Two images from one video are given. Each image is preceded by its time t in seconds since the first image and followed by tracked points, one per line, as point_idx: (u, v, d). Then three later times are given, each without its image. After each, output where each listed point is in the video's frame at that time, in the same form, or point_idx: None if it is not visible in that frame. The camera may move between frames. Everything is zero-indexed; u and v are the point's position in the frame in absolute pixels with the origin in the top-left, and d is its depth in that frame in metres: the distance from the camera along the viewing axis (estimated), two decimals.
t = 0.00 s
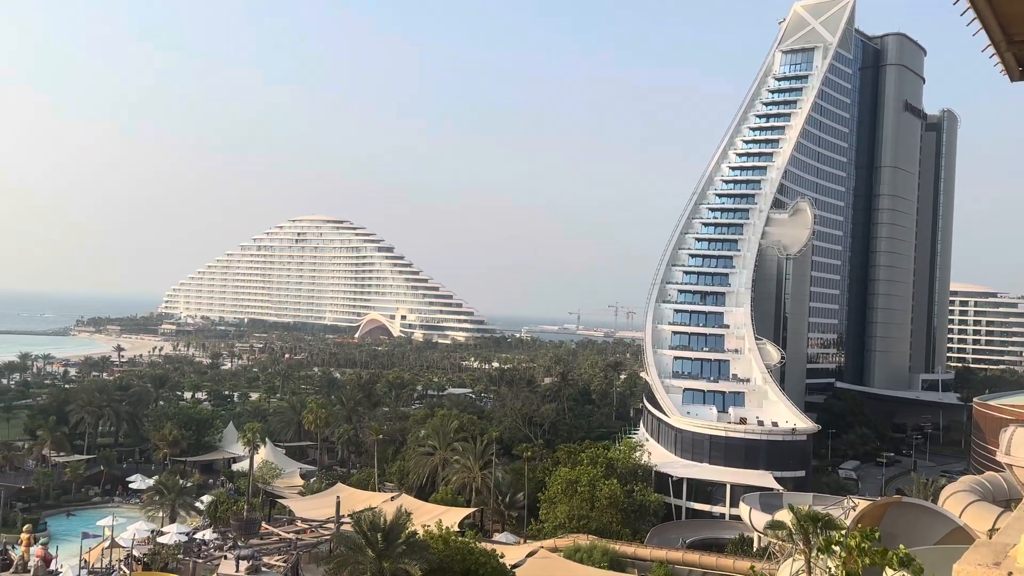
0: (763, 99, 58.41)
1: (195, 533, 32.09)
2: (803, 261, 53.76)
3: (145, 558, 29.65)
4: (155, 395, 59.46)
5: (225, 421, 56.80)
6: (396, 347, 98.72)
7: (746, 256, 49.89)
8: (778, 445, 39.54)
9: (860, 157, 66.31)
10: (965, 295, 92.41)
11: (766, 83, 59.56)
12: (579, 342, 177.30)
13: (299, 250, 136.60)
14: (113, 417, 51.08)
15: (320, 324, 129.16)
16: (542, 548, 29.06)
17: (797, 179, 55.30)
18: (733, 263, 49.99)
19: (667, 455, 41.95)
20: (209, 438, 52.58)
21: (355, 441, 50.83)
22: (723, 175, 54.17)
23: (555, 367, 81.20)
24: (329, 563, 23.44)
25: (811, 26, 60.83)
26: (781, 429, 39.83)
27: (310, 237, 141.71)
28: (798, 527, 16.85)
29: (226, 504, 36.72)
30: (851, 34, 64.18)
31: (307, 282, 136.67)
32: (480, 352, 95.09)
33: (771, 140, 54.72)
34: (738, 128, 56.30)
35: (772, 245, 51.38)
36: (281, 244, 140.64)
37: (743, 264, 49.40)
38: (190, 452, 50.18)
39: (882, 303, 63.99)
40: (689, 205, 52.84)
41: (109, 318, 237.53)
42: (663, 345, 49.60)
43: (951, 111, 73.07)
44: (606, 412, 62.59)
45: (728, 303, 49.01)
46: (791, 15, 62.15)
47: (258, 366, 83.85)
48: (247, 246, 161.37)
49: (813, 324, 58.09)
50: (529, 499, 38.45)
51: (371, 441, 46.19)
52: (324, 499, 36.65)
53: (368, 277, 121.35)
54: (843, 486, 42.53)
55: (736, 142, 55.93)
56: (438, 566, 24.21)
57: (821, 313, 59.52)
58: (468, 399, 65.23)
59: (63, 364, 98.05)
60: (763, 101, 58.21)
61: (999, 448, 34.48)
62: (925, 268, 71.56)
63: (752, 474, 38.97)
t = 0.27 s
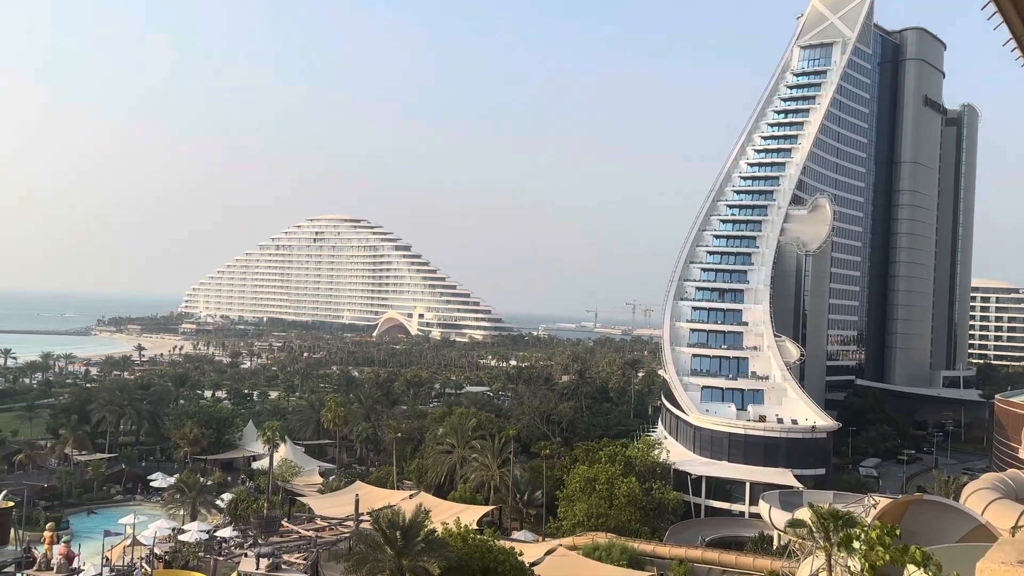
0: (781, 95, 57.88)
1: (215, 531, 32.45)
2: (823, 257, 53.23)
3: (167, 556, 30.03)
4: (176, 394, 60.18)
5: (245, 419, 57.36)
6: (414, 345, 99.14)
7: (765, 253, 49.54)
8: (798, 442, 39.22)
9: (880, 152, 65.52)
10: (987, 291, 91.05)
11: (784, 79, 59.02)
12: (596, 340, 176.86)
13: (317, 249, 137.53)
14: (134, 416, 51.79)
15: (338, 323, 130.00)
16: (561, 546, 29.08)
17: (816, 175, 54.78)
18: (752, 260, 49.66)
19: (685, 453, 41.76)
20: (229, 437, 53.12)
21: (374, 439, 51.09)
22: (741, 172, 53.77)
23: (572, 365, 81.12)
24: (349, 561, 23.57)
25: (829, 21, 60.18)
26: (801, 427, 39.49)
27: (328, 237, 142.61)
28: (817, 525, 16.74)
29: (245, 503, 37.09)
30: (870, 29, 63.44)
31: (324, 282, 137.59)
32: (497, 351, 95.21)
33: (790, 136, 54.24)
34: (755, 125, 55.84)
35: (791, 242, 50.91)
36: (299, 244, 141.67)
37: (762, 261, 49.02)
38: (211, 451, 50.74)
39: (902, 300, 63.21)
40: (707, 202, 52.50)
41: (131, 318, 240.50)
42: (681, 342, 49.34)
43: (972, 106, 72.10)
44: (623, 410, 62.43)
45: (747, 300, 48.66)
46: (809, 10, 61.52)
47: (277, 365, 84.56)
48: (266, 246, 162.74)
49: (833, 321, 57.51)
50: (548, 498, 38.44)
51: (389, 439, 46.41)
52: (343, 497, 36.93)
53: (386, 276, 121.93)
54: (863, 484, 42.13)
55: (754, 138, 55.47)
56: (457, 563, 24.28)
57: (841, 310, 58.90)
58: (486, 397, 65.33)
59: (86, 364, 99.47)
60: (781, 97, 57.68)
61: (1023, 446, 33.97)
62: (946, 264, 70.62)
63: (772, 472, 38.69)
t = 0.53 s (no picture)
0: (802, 90, 57.26)
1: (237, 530, 32.91)
2: (846, 253, 52.58)
3: (191, 555, 30.55)
4: (199, 393, 61.05)
5: (269, 417, 58.02)
6: (434, 343, 99.49)
7: (787, 249, 49.04)
8: (821, 440, 38.80)
9: (902, 147, 64.58)
10: (1013, 288, 89.51)
11: (806, 74, 58.36)
12: (616, 338, 176.52)
13: (338, 248, 138.51)
14: (158, 415, 52.66)
15: (359, 321, 130.87)
16: (582, 544, 29.05)
17: (838, 171, 54.09)
18: (773, 256, 49.21)
19: (709, 453, 41.45)
20: (252, 434, 53.79)
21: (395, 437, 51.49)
22: (762, 168, 53.27)
23: (593, 362, 80.95)
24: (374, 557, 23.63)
25: (852, 15, 59.40)
26: (825, 425, 39.08)
27: (348, 236, 143.53)
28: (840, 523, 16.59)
29: (266, 500, 37.64)
30: (892, 23, 62.57)
31: (345, 280, 138.64)
32: (518, 348, 95.37)
33: (812, 131, 53.63)
34: (777, 121, 55.26)
35: (814, 238, 50.33)
36: (320, 244, 143.02)
37: (784, 257, 48.54)
38: (234, 448, 51.42)
39: (927, 297, 62.25)
40: (728, 198, 52.10)
41: (156, 317, 244.12)
42: (703, 340, 49.03)
43: (996, 100, 71.05)
44: (644, 409, 62.23)
45: (768, 298, 48.25)
46: (831, 4, 60.77)
47: (299, 363, 85.35)
48: (287, 245, 164.23)
49: (856, 317, 56.78)
50: (569, 495, 38.48)
51: (410, 437, 46.73)
52: (365, 494, 37.28)
53: (406, 275, 122.60)
54: (887, 481, 41.59)
55: (775, 134, 54.90)
56: (479, 561, 24.39)
57: (864, 307, 58.15)
58: (506, 395, 65.56)
59: (110, 363, 101.25)
60: (802, 93, 57.05)
61: None
62: (971, 260, 69.45)
63: (795, 470, 38.38)
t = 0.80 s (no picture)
0: (825, 86, 56.54)
1: (260, 528, 33.33)
2: (871, 249, 51.81)
3: (217, 552, 31.03)
4: (224, 391, 61.91)
5: (292, 415, 58.68)
6: (456, 341, 99.78)
7: (811, 246, 48.48)
8: (846, 438, 38.37)
9: (927, 142, 63.51)
10: None
11: (829, 69, 57.63)
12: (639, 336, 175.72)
13: (360, 247, 139.46)
14: (183, 413, 53.51)
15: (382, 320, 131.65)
16: (605, 543, 29.02)
17: (862, 166, 53.35)
18: (797, 253, 48.71)
19: (732, 451, 41.16)
20: (276, 431, 54.44)
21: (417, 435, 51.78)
22: (785, 164, 52.71)
23: (615, 360, 80.67)
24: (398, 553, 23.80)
25: (876, 9, 58.51)
26: (850, 423, 38.60)
27: (371, 235, 144.49)
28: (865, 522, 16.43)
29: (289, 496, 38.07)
30: (918, 16, 61.60)
31: (367, 279, 139.57)
32: (540, 346, 95.37)
33: (836, 127, 52.91)
34: (800, 116, 54.62)
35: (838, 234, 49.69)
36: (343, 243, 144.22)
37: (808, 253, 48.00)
38: (258, 446, 52.08)
39: (953, 294, 61.16)
40: (751, 195, 51.63)
41: (182, 316, 247.82)
42: (726, 337, 48.63)
43: None
44: (666, 408, 62.00)
45: (792, 294, 47.74)
46: None
47: (322, 361, 86.12)
48: (310, 244, 165.77)
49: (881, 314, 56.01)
50: (591, 493, 38.45)
51: (433, 435, 46.96)
52: (389, 491, 37.60)
53: (428, 273, 123.17)
54: (913, 480, 41.02)
55: (798, 130, 54.28)
56: (503, 559, 24.49)
57: (890, 304, 57.31)
58: (528, 393, 65.59)
59: (137, 361, 102.93)
60: (825, 88, 56.34)
61: None
62: (999, 257, 68.15)
63: (820, 468, 37.99)
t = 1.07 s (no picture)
0: (850, 81, 55.81)
1: (285, 524, 33.74)
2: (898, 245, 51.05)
3: (243, 549, 31.48)
4: (249, 389, 62.68)
5: (316, 413, 59.27)
6: (478, 339, 100.06)
7: (837, 242, 47.89)
8: (872, 436, 37.93)
9: (953, 138, 62.52)
10: None
11: (854, 64, 56.88)
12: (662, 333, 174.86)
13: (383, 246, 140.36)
14: (209, 411, 54.29)
15: (405, 318, 132.42)
16: (629, 541, 28.94)
17: (888, 162, 52.62)
18: (823, 250, 48.12)
19: (756, 450, 40.82)
20: (301, 429, 55.04)
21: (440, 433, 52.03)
22: (809, 160, 52.10)
23: (637, 358, 80.33)
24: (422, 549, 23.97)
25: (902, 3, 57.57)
26: (876, 421, 38.12)
27: (393, 233, 145.35)
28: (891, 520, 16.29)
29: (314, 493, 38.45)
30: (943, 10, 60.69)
31: (390, 278, 140.45)
32: (563, 344, 95.35)
33: (861, 122, 52.22)
34: (825, 112, 53.96)
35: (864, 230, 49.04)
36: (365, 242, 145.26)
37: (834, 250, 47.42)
38: (283, 443, 52.70)
39: (980, 291, 60.12)
40: (775, 191, 51.11)
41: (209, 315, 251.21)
42: (750, 335, 48.20)
43: None
44: (690, 406, 61.68)
45: (818, 291, 47.18)
46: None
47: (344, 360, 86.81)
48: (333, 243, 167.13)
49: (908, 311, 55.19)
50: (614, 492, 38.35)
51: (456, 433, 47.18)
52: (412, 489, 37.84)
53: (450, 271, 123.68)
54: (940, 478, 40.43)
55: (823, 126, 53.62)
56: (526, 557, 24.56)
57: (917, 301, 56.46)
58: (551, 390, 65.59)
59: (163, 360, 104.57)
60: (850, 83, 55.59)
61: None
62: None
63: (846, 466, 37.55)
